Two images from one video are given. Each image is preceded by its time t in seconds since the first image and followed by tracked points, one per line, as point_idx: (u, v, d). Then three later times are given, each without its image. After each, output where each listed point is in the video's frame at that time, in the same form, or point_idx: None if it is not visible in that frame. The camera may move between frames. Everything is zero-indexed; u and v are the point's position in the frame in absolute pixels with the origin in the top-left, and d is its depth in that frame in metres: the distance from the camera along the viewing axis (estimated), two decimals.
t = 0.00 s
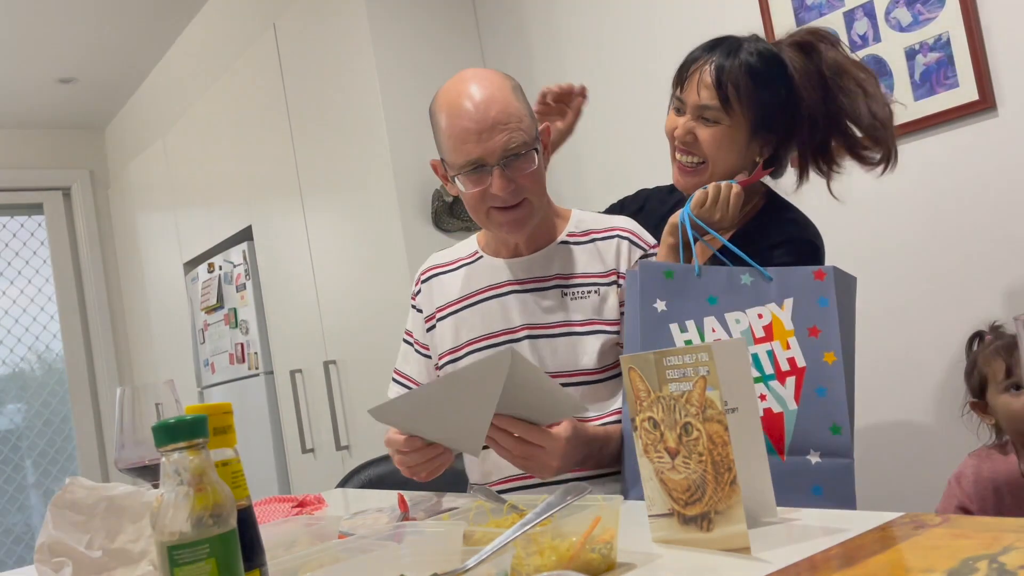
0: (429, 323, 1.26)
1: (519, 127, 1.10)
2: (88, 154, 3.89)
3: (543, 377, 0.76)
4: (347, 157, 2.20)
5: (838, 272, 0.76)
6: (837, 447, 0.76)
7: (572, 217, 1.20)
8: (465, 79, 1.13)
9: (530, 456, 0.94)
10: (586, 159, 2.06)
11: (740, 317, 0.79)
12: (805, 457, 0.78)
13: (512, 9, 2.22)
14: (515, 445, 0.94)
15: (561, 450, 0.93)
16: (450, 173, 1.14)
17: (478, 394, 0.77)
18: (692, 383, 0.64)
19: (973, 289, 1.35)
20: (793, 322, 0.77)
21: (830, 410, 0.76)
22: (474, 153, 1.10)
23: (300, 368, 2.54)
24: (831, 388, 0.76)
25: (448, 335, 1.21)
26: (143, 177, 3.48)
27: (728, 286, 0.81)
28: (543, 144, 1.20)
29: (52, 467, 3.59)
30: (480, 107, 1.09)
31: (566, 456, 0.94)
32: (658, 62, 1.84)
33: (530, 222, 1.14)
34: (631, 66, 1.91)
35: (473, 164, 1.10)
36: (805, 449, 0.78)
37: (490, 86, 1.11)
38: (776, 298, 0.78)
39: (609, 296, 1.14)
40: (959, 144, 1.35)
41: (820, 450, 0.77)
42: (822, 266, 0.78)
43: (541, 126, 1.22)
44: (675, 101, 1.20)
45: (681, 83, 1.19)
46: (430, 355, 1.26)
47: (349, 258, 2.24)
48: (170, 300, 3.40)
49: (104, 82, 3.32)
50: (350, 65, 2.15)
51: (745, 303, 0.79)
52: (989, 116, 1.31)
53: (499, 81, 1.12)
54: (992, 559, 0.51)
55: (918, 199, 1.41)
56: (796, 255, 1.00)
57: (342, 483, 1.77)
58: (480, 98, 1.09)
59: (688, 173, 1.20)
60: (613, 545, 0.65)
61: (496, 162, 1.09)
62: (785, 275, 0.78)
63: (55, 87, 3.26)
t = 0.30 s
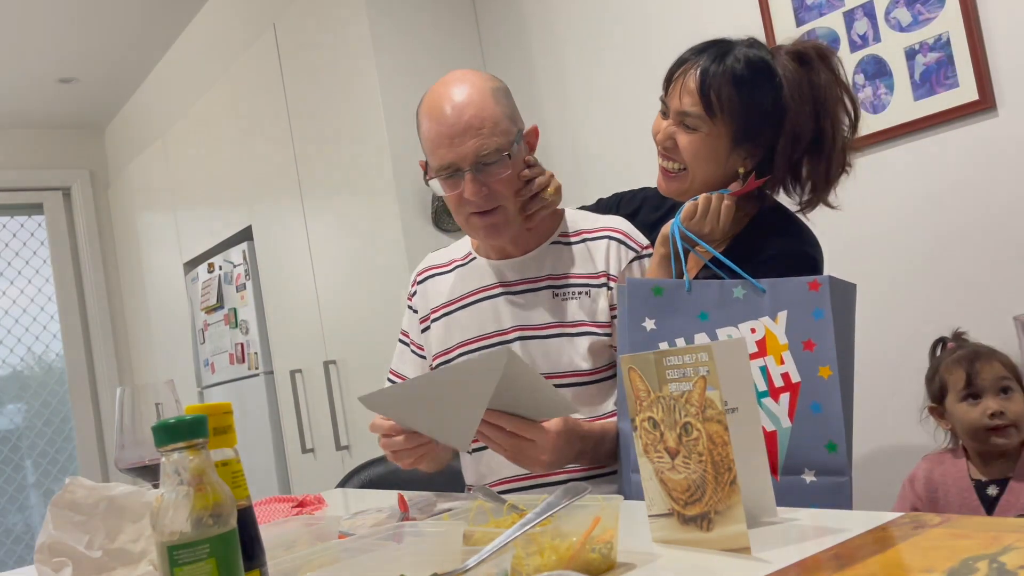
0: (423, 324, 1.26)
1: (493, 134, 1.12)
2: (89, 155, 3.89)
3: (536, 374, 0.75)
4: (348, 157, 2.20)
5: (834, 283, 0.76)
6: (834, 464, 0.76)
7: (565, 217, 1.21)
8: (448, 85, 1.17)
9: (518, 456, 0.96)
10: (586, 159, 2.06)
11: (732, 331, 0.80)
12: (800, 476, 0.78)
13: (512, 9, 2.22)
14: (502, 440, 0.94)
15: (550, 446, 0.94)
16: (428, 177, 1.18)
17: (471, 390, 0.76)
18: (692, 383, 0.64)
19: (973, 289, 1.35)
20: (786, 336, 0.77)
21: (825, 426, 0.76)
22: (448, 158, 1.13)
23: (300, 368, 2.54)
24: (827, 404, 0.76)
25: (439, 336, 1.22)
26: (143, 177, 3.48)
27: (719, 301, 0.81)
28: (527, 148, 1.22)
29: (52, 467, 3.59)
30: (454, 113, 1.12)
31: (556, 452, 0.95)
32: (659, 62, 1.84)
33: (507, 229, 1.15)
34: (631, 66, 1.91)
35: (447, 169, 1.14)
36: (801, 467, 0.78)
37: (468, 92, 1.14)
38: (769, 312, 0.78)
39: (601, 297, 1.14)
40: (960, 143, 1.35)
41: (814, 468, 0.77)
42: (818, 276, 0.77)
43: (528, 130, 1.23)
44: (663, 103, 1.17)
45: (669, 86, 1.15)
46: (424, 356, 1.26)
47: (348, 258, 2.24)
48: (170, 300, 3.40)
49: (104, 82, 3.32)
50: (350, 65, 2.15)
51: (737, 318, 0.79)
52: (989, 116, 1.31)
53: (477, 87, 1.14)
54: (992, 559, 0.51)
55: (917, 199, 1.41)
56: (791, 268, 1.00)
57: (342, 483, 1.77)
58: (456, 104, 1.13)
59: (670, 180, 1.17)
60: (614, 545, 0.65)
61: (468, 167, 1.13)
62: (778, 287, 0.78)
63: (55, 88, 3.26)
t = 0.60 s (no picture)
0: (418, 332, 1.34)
1: (428, 163, 1.19)
2: (89, 154, 3.89)
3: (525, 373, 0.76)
4: (348, 157, 2.20)
5: (834, 287, 0.76)
6: (831, 470, 0.77)
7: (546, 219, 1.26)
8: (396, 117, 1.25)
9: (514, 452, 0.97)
10: (585, 159, 2.06)
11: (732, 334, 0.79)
12: (797, 482, 0.79)
13: (512, 9, 2.22)
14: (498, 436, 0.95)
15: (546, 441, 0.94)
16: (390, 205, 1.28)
17: (455, 392, 0.78)
18: (692, 383, 0.64)
19: (973, 289, 1.35)
20: (786, 340, 0.77)
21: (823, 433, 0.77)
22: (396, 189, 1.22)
23: (300, 368, 2.53)
24: (825, 410, 0.77)
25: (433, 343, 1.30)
26: (143, 177, 3.48)
27: (720, 304, 0.80)
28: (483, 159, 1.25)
29: (52, 467, 3.59)
30: (393, 148, 1.21)
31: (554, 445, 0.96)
32: (659, 62, 1.83)
33: (462, 246, 1.22)
34: (631, 66, 1.91)
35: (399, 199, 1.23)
36: (797, 474, 0.79)
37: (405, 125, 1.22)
38: (769, 315, 0.78)
39: (576, 296, 1.17)
40: (960, 143, 1.35)
41: (812, 474, 0.78)
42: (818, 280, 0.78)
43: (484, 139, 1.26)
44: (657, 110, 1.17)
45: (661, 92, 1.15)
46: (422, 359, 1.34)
47: (348, 258, 2.24)
48: (170, 300, 3.40)
49: (104, 82, 3.32)
50: (350, 65, 2.15)
51: (738, 321, 0.79)
52: (989, 116, 1.31)
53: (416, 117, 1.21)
54: (992, 559, 0.51)
55: (917, 199, 1.41)
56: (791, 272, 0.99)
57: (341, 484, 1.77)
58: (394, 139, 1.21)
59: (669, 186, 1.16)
60: (613, 545, 0.65)
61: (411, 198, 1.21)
62: (779, 291, 0.78)
63: (55, 87, 3.26)
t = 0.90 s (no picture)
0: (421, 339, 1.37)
1: (409, 174, 1.19)
2: (89, 155, 3.89)
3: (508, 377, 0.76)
4: (347, 156, 2.20)
5: (824, 290, 0.76)
6: (818, 474, 0.76)
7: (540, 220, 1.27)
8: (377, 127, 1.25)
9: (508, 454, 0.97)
10: (585, 159, 2.06)
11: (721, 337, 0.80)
12: (785, 485, 0.78)
13: (512, 9, 2.22)
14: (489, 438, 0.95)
15: (536, 438, 0.94)
16: (377, 217, 1.28)
17: (442, 401, 0.78)
18: (692, 383, 0.64)
19: (974, 289, 1.35)
20: (776, 343, 0.77)
21: (811, 437, 0.76)
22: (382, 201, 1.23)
23: (300, 368, 2.54)
24: (813, 413, 0.75)
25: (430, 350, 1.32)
26: (143, 177, 3.48)
27: (709, 307, 0.81)
28: (466, 164, 1.24)
29: (52, 467, 3.59)
30: (376, 161, 1.21)
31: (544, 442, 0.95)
32: (659, 62, 1.83)
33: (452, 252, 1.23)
34: (630, 66, 1.91)
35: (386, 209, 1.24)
36: (785, 477, 0.78)
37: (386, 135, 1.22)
38: (760, 318, 0.78)
39: (567, 296, 1.18)
40: (960, 143, 1.35)
41: (798, 478, 0.77)
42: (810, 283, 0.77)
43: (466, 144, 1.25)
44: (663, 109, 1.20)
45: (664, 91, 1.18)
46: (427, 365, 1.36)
47: (349, 258, 2.24)
48: (170, 300, 3.40)
49: (104, 82, 3.32)
50: (351, 64, 2.15)
51: (728, 324, 0.79)
52: (989, 116, 1.31)
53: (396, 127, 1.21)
54: (992, 558, 0.51)
55: (917, 199, 1.41)
56: (783, 272, 0.99)
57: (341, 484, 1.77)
58: (375, 150, 1.22)
59: (672, 183, 1.19)
60: (613, 545, 0.65)
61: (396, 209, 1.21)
62: (770, 295, 0.78)
63: (55, 87, 3.26)
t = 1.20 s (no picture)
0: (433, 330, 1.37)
1: (433, 180, 1.14)
2: (89, 155, 3.89)
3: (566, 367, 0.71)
4: (347, 156, 2.20)
5: (842, 266, 0.75)
6: (847, 450, 0.75)
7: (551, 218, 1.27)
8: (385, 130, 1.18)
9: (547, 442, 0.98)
10: (585, 160, 2.06)
11: (739, 320, 0.79)
12: (812, 461, 0.77)
13: (512, 10, 2.22)
14: (534, 424, 0.96)
15: (581, 427, 0.94)
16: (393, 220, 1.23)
17: (488, 390, 0.74)
18: (692, 383, 0.64)
19: (974, 290, 1.34)
20: (795, 321, 0.76)
21: (836, 411, 0.75)
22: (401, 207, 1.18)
23: (300, 368, 2.54)
24: (838, 388, 0.75)
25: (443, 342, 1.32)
26: (143, 177, 3.48)
27: (726, 290, 0.80)
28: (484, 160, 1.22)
29: (52, 467, 3.59)
30: (393, 169, 1.15)
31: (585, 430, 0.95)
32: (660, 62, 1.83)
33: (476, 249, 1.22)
34: (630, 66, 1.91)
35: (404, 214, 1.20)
36: (811, 453, 0.77)
37: (402, 137, 1.15)
38: (778, 298, 0.77)
39: (583, 296, 1.18)
40: (959, 143, 1.35)
41: (827, 454, 0.76)
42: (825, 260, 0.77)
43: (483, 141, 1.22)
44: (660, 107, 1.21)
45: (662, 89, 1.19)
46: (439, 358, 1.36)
47: (349, 258, 2.24)
48: (170, 300, 3.40)
49: (104, 83, 3.32)
50: (351, 65, 2.15)
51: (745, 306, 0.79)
52: (989, 116, 1.31)
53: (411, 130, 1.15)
54: (992, 559, 0.51)
55: (917, 199, 1.41)
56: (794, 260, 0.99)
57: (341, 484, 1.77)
58: (390, 153, 1.14)
59: (681, 177, 1.20)
60: (613, 545, 0.65)
61: (419, 213, 1.16)
62: (786, 274, 0.77)
63: (55, 88, 3.27)
